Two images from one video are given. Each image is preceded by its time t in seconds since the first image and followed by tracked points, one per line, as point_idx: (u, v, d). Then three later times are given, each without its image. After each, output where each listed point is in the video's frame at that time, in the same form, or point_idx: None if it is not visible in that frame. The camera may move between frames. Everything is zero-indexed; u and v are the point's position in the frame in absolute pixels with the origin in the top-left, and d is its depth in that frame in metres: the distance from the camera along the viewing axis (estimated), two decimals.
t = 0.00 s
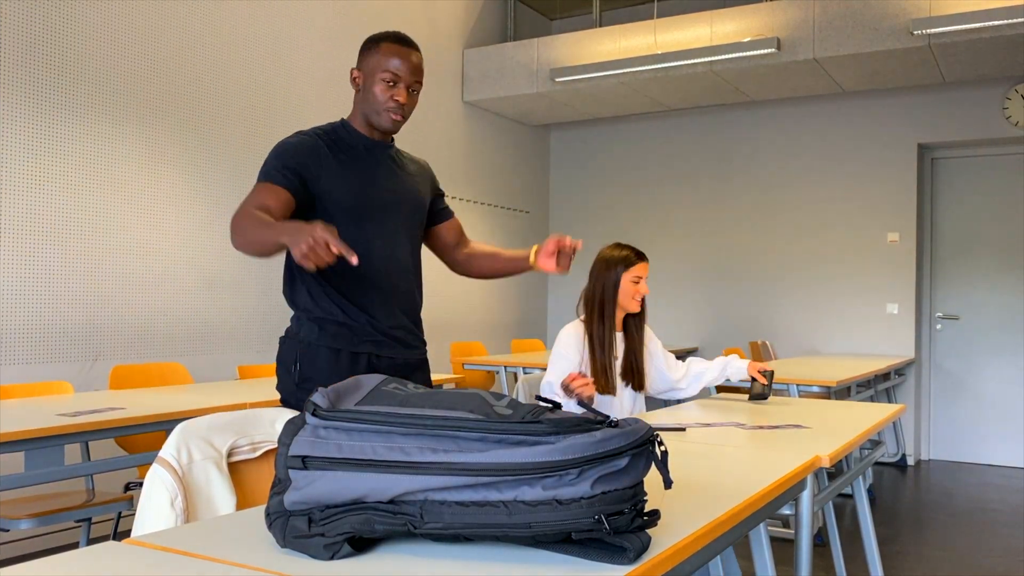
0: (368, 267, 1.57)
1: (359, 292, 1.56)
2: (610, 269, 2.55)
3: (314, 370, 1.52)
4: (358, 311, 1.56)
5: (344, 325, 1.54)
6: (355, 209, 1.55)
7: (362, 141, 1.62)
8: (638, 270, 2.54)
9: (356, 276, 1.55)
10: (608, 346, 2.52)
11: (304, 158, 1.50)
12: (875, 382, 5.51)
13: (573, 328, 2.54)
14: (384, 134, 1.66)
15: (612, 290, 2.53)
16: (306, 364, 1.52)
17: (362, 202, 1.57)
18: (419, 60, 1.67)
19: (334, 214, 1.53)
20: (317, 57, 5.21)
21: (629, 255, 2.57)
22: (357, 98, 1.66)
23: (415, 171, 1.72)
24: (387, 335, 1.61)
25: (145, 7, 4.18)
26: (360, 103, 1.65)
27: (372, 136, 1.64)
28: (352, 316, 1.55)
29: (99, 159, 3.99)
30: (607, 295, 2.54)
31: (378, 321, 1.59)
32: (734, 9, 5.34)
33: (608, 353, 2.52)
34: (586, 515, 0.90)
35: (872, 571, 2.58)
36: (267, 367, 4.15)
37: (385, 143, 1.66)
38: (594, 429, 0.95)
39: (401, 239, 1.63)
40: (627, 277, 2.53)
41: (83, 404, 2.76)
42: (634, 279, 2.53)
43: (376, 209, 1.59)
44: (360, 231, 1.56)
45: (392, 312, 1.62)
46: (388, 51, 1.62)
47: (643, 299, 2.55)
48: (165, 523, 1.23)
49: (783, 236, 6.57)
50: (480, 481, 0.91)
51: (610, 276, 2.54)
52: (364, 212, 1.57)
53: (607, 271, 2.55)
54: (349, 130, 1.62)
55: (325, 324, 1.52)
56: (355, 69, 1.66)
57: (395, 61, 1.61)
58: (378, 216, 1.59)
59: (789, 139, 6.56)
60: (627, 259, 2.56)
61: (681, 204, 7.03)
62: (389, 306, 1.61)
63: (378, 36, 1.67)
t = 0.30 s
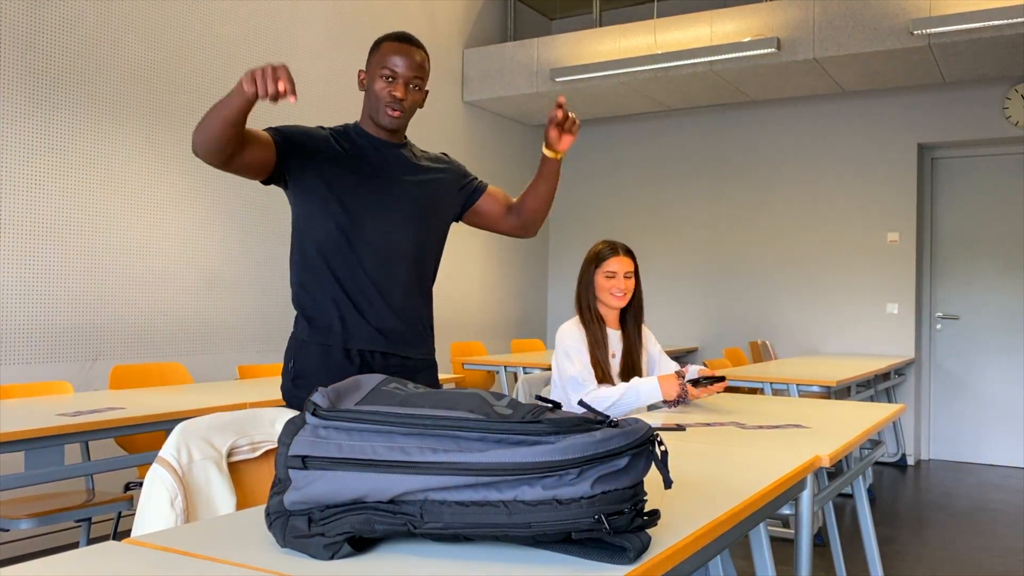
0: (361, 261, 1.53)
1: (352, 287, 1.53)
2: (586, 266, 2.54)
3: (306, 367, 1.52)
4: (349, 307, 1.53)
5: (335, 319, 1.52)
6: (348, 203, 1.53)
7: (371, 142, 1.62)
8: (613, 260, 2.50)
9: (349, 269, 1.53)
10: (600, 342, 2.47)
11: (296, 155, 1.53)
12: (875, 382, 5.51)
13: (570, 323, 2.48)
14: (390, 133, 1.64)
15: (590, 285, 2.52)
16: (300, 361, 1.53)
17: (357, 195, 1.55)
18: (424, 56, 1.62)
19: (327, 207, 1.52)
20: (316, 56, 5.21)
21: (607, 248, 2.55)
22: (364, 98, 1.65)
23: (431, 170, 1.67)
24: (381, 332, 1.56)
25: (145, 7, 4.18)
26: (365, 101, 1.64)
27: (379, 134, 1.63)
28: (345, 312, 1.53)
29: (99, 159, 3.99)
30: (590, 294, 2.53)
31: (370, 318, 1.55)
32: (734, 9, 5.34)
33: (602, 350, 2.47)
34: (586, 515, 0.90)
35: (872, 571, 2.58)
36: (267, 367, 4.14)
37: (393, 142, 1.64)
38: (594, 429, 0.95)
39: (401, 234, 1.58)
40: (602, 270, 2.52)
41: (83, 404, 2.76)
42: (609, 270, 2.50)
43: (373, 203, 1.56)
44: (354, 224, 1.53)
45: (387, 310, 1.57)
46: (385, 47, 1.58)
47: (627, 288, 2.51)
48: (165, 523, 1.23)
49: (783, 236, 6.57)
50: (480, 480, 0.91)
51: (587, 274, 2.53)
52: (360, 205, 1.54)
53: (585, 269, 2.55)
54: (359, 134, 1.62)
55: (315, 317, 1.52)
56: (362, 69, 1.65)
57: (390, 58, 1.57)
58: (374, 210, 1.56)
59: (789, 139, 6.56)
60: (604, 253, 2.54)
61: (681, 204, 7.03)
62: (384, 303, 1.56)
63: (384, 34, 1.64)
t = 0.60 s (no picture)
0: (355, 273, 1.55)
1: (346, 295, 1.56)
2: (596, 266, 2.51)
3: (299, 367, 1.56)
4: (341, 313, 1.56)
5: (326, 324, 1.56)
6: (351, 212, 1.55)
7: (383, 155, 1.61)
8: (619, 260, 2.46)
9: (344, 280, 1.55)
10: (603, 347, 2.46)
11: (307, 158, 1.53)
12: (875, 382, 5.51)
13: (575, 325, 2.49)
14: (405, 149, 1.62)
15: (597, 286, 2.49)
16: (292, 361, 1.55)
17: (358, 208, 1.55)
18: (446, 74, 1.57)
19: (327, 218, 1.54)
20: (316, 57, 5.21)
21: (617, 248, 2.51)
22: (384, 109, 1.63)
23: (440, 186, 1.66)
24: (371, 344, 1.59)
25: (144, 6, 4.18)
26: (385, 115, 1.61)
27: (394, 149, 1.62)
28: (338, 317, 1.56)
29: (99, 159, 3.99)
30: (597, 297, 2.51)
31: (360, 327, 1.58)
32: (734, 9, 5.34)
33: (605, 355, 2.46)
34: (586, 515, 0.90)
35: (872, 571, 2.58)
36: (267, 366, 4.14)
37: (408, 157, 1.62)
38: (594, 429, 0.95)
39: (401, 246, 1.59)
40: (609, 271, 2.48)
41: (83, 404, 2.76)
42: (615, 271, 2.46)
43: (374, 216, 1.56)
44: (352, 237, 1.55)
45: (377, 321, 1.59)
46: (404, 65, 1.54)
47: (633, 290, 2.46)
48: (164, 525, 1.22)
49: (783, 236, 6.57)
50: (481, 480, 0.91)
51: (595, 274, 2.51)
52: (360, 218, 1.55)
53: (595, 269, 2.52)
54: (375, 146, 1.61)
55: (309, 322, 1.56)
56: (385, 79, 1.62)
57: (406, 77, 1.53)
58: (376, 220, 1.57)
59: (789, 139, 6.56)
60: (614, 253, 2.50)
61: (681, 204, 7.03)
62: (375, 314, 1.59)
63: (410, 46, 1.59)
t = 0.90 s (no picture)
0: (364, 270, 1.56)
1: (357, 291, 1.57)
2: (611, 267, 2.52)
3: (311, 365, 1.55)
4: (353, 311, 1.57)
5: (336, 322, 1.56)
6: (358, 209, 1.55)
7: (375, 139, 1.62)
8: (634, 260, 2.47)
9: (354, 277, 1.56)
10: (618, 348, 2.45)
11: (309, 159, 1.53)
12: (875, 382, 5.51)
13: (589, 325, 2.49)
14: (398, 126, 1.63)
15: (612, 287, 2.49)
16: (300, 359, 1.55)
17: (362, 204, 1.55)
18: (431, 48, 1.64)
19: (333, 217, 1.55)
20: (316, 56, 5.21)
21: (632, 249, 2.52)
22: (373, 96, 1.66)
23: (438, 180, 1.68)
24: (383, 339, 1.60)
25: (145, 6, 4.18)
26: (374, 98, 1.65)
27: (387, 130, 1.63)
28: (349, 315, 1.57)
29: (99, 159, 3.99)
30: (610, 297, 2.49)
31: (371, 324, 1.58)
32: (734, 9, 5.34)
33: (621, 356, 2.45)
34: (586, 514, 0.90)
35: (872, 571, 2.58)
36: (267, 366, 4.15)
37: (403, 136, 1.64)
38: (594, 429, 0.95)
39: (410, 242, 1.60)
40: (623, 272, 2.49)
41: (83, 404, 2.76)
42: (629, 271, 2.47)
43: (379, 211, 1.57)
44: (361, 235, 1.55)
45: (388, 315, 1.60)
46: (391, 40, 1.61)
47: (647, 291, 2.46)
48: (164, 525, 1.22)
49: (783, 235, 6.57)
50: (481, 480, 0.91)
51: (609, 274, 2.51)
52: (366, 215, 1.55)
53: (609, 270, 2.52)
54: (367, 132, 1.62)
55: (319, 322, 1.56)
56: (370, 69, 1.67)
57: (396, 48, 1.60)
58: (383, 217, 1.57)
59: (789, 139, 6.56)
60: (628, 254, 2.52)
61: (681, 204, 7.03)
62: (386, 308, 1.59)
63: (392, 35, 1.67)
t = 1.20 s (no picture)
0: (366, 272, 1.57)
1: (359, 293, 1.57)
2: (615, 271, 2.51)
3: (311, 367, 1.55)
4: (354, 313, 1.58)
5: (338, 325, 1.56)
6: (358, 210, 1.56)
7: (368, 140, 1.61)
8: (636, 269, 2.45)
9: (355, 279, 1.57)
10: (613, 350, 2.46)
11: (307, 160, 1.52)
12: (876, 382, 5.51)
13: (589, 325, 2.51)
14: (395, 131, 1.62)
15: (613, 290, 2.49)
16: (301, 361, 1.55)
17: (361, 206, 1.56)
18: (427, 51, 1.60)
19: (333, 219, 1.55)
20: (316, 56, 5.20)
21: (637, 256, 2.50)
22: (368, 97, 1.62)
23: (433, 179, 1.70)
24: (384, 339, 1.61)
25: (145, 6, 4.18)
26: (370, 102, 1.61)
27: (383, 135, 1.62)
28: (350, 317, 1.57)
29: (99, 159, 3.99)
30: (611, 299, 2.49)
31: (374, 324, 1.59)
32: (734, 9, 5.34)
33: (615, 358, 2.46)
34: (586, 515, 0.90)
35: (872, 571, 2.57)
36: (267, 366, 4.14)
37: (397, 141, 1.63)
38: (594, 429, 0.95)
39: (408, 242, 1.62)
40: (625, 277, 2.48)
41: (83, 404, 2.76)
42: (631, 279, 2.46)
43: (378, 211, 1.58)
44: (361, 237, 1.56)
45: (388, 315, 1.61)
46: (389, 46, 1.55)
47: (646, 300, 2.45)
48: (164, 525, 1.22)
49: (783, 235, 6.57)
50: (480, 480, 0.91)
51: (612, 276, 2.50)
52: (365, 216, 1.56)
53: (612, 273, 2.52)
54: (360, 132, 1.62)
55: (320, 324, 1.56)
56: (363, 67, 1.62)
57: (399, 56, 1.54)
58: (382, 218, 1.58)
59: (789, 139, 6.56)
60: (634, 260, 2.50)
61: (681, 204, 7.03)
62: (387, 309, 1.61)
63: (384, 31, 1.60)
